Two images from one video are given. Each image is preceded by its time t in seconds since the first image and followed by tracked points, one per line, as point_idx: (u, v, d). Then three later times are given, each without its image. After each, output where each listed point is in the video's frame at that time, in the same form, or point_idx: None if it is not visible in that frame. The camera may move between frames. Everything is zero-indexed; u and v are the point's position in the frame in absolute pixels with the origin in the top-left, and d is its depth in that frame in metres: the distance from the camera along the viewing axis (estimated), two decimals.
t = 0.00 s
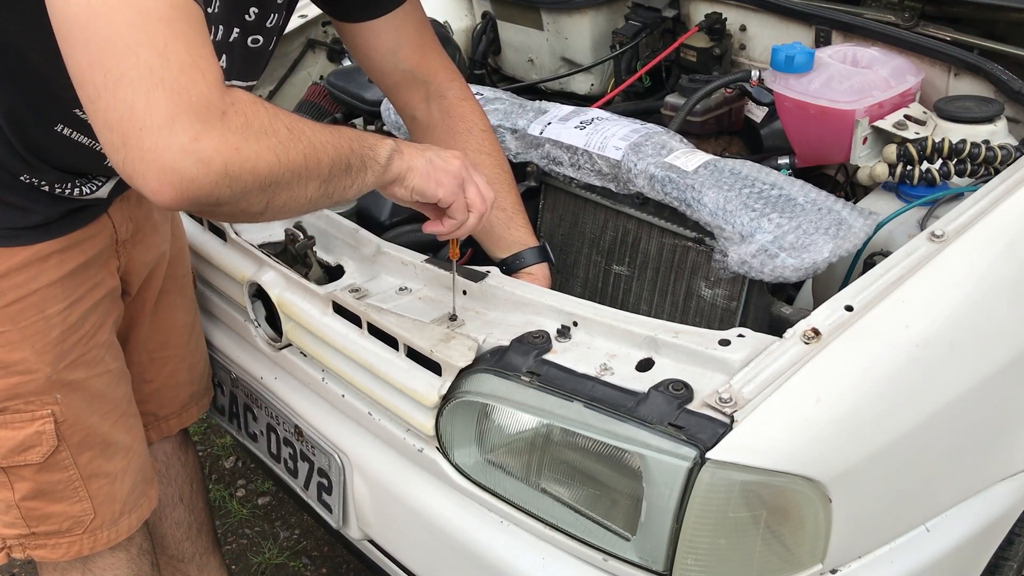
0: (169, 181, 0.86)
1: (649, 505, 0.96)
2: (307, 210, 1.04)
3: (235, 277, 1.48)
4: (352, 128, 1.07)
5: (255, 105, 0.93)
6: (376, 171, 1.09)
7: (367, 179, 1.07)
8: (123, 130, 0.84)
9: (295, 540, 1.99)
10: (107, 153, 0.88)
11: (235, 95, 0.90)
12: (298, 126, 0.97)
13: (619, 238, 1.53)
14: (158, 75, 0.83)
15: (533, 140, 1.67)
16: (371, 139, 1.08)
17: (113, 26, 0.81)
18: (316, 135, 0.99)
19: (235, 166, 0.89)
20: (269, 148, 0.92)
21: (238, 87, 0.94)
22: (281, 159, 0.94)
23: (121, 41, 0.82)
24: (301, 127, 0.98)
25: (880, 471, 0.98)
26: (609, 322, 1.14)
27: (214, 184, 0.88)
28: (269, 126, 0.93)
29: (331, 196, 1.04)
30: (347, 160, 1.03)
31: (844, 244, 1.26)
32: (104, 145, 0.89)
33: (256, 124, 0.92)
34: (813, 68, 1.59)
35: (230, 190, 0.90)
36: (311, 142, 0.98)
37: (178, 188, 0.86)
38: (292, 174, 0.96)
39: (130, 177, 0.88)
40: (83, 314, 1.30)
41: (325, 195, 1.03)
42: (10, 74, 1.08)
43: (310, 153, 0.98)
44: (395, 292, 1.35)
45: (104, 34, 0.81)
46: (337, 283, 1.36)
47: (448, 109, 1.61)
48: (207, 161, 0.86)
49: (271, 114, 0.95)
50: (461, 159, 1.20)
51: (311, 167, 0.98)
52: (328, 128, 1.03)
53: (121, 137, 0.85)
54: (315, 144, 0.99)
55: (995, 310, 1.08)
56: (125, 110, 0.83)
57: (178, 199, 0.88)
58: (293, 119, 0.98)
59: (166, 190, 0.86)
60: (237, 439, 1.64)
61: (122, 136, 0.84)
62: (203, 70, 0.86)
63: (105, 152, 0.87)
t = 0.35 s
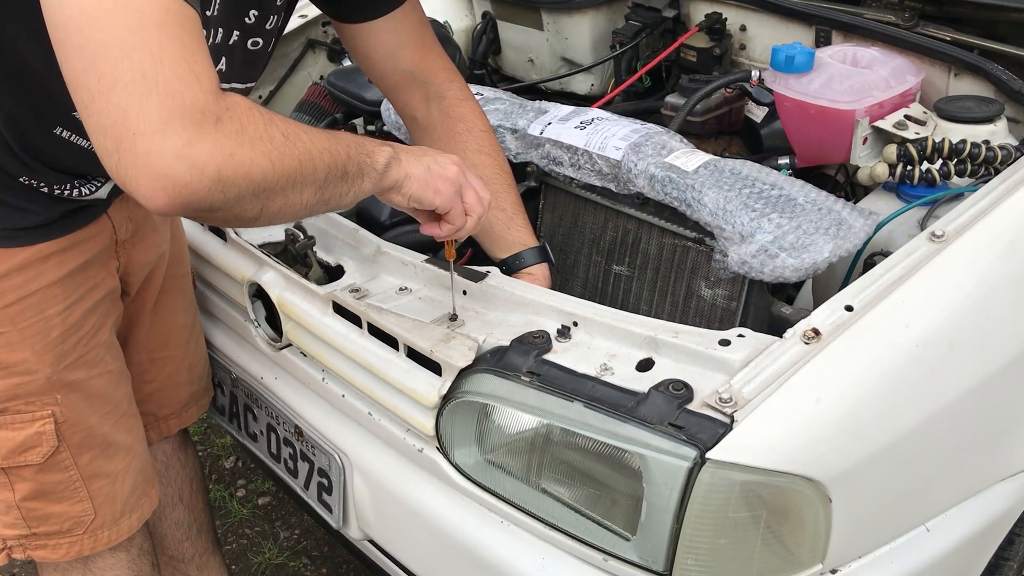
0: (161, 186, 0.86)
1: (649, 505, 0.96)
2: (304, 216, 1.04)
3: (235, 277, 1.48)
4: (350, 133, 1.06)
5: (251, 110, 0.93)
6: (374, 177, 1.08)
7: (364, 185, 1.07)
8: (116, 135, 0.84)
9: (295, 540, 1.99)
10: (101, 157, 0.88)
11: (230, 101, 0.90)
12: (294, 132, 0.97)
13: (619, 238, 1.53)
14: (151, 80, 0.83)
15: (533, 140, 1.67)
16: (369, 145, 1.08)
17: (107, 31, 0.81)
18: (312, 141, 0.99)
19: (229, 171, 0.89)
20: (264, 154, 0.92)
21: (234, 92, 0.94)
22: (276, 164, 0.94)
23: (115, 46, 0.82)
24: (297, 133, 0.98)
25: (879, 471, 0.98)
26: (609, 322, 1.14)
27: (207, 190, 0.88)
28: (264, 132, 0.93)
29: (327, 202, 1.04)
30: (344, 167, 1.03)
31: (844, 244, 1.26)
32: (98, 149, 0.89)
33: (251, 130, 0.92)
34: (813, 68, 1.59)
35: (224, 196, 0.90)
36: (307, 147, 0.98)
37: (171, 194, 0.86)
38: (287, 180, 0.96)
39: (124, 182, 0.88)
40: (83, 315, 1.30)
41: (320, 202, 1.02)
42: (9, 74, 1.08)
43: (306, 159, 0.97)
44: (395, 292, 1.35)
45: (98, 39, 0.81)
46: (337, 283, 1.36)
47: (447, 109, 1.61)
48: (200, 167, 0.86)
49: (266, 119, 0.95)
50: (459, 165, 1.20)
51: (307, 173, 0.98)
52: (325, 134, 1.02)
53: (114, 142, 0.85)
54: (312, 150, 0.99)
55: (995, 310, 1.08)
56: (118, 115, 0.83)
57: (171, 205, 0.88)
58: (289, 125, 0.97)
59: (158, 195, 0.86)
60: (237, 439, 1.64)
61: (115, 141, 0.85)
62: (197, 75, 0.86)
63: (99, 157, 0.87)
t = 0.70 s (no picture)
0: (151, 192, 0.86)
1: (649, 506, 0.96)
2: (302, 225, 1.03)
3: (235, 277, 1.48)
4: (353, 144, 1.06)
5: (245, 116, 0.93)
6: (376, 190, 1.08)
7: (365, 197, 1.06)
8: (106, 140, 0.84)
9: (295, 540, 1.99)
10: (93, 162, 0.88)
11: (223, 107, 0.90)
12: (290, 140, 0.97)
13: (619, 238, 1.53)
14: (142, 86, 0.83)
15: (533, 140, 1.67)
16: (375, 156, 1.08)
17: (99, 37, 0.82)
18: (309, 149, 0.99)
19: (220, 178, 0.89)
20: (256, 161, 0.92)
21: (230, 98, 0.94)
22: (269, 172, 0.93)
23: (107, 51, 0.82)
24: (293, 141, 0.97)
25: (879, 471, 0.98)
26: (609, 322, 1.14)
27: (197, 196, 0.88)
28: (258, 139, 0.93)
29: (326, 213, 1.03)
30: (344, 179, 1.02)
31: (845, 244, 1.26)
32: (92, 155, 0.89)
33: (244, 137, 0.92)
34: (813, 68, 1.59)
35: (214, 202, 0.90)
36: (303, 156, 0.98)
37: (160, 199, 0.86)
38: (282, 188, 0.95)
39: (116, 187, 0.88)
40: (82, 315, 1.30)
41: (318, 213, 1.02)
42: (8, 74, 1.08)
43: (302, 168, 0.97)
44: (396, 292, 1.35)
45: (91, 44, 0.82)
46: (338, 283, 1.36)
47: (447, 109, 1.62)
48: (190, 173, 0.86)
49: (261, 126, 0.95)
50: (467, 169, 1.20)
51: (302, 183, 0.97)
52: (325, 144, 1.02)
53: (105, 147, 0.85)
54: (308, 159, 0.98)
55: (995, 309, 1.08)
56: (109, 120, 0.83)
57: (161, 210, 0.88)
58: (286, 132, 0.97)
59: (147, 199, 0.87)
60: (237, 439, 1.64)
61: (106, 146, 0.85)
62: (189, 81, 0.86)
63: (92, 161, 0.88)
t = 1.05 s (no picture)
0: (161, 190, 0.86)
1: (649, 506, 0.96)
2: (304, 217, 1.04)
3: (235, 277, 1.48)
4: (347, 133, 1.06)
5: (248, 112, 0.93)
6: (371, 176, 1.08)
7: (363, 184, 1.07)
8: (115, 139, 0.84)
9: (295, 540, 1.99)
10: (100, 161, 0.88)
11: (227, 103, 0.90)
12: (292, 133, 0.97)
13: (619, 238, 1.53)
14: (150, 83, 0.83)
15: (533, 140, 1.67)
16: (368, 142, 1.08)
17: (107, 35, 0.82)
18: (310, 141, 0.99)
19: (228, 174, 0.89)
20: (263, 156, 0.92)
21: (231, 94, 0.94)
22: (275, 166, 0.93)
23: (115, 49, 0.82)
24: (295, 134, 0.98)
25: (879, 471, 0.98)
26: (608, 322, 1.14)
27: (206, 193, 0.88)
28: (262, 134, 0.93)
29: (326, 203, 1.04)
30: (343, 167, 1.03)
31: (845, 244, 1.26)
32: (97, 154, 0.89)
33: (249, 132, 0.92)
34: (813, 68, 1.59)
35: (223, 198, 0.90)
36: (305, 148, 0.98)
37: (169, 197, 0.87)
38: (286, 182, 0.96)
39: (124, 186, 0.88)
40: (83, 315, 1.30)
41: (319, 203, 1.03)
42: (9, 74, 1.08)
43: (304, 160, 0.97)
44: (395, 292, 1.35)
45: (98, 42, 0.82)
46: (337, 283, 1.36)
47: (447, 110, 1.62)
48: (200, 170, 0.86)
49: (264, 121, 0.95)
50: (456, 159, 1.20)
51: (306, 175, 0.98)
52: (323, 134, 1.02)
53: (113, 145, 0.85)
54: (310, 151, 0.99)
55: (995, 310, 1.08)
56: (117, 119, 0.83)
57: (171, 208, 0.88)
58: (287, 126, 0.98)
59: (157, 198, 0.86)
60: (237, 439, 1.64)
61: (115, 144, 0.85)
62: (196, 78, 0.86)
63: (98, 160, 0.87)
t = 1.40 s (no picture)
0: (159, 194, 0.86)
1: (649, 506, 0.96)
2: (307, 224, 1.03)
3: (235, 277, 1.48)
4: (352, 142, 1.06)
5: (250, 118, 0.93)
6: (378, 185, 1.08)
7: (368, 194, 1.07)
8: (113, 143, 0.84)
9: (295, 540, 1.99)
10: (99, 165, 0.88)
11: (229, 109, 0.90)
12: (294, 141, 0.97)
13: (619, 238, 1.53)
14: (149, 88, 0.83)
15: (533, 140, 1.67)
16: (373, 151, 1.08)
17: (105, 40, 0.82)
18: (313, 149, 0.99)
19: (227, 180, 0.89)
20: (263, 162, 0.92)
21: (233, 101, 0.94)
22: (275, 173, 0.93)
23: (113, 53, 0.82)
24: (297, 141, 0.97)
25: (879, 471, 0.98)
26: (609, 322, 1.14)
27: (204, 199, 0.88)
28: (263, 140, 0.93)
29: (329, 212, 1.04)
30: (347, 176, 1.03)
31: (845, 244, 1.26)
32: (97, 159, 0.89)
33: (250, 138, 0.92)
34: (813, 68, 1.59)
35: (221, 204, 0.90)
36: (309, 156, 0.98)
37: (166, 201, 0.86)
38: (287, 189, 0.95)
39: (122, 191, 0.88)
40: (84, 316, 1.30)
41: (322, 212, 1.02)
42: (10, 74, 1.08)
43: (307, 168, 0.97)
44: (395, 292, 1.35)
45: (97, 46, 0.82)
46: (337, 283, 1.36)
47: (448, 109, 1.62)
48: (198, 175, 0.86)
49: (266, 127, 0.95)
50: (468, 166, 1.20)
51: (308, 183, 0.97)
52: (327, 142, 1.02)
53: (111, 150, 0.85)
54: (313, 158, 0.98)
55: (995, 310, 1.08)
56: (116, 124, 0.83)
57: (169, 213, 0.88)
58: (290, 133, 0.97)
59: (153, 202, 0.86)
60: (237, 438, 1.64)
61: (113, 149, 0.85)
62: (196, 82, 0.86)
63: (97, 164, 0.87)
